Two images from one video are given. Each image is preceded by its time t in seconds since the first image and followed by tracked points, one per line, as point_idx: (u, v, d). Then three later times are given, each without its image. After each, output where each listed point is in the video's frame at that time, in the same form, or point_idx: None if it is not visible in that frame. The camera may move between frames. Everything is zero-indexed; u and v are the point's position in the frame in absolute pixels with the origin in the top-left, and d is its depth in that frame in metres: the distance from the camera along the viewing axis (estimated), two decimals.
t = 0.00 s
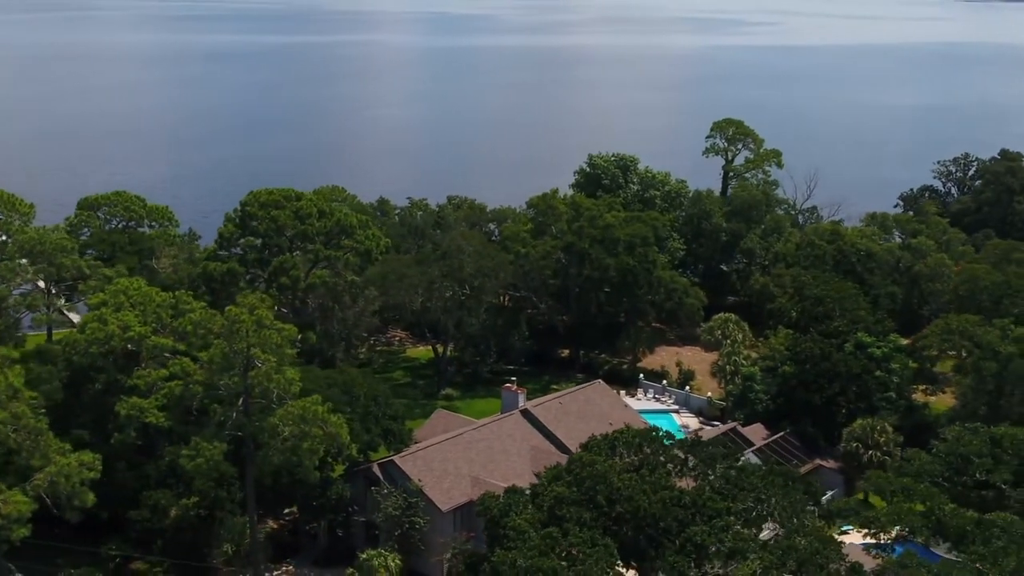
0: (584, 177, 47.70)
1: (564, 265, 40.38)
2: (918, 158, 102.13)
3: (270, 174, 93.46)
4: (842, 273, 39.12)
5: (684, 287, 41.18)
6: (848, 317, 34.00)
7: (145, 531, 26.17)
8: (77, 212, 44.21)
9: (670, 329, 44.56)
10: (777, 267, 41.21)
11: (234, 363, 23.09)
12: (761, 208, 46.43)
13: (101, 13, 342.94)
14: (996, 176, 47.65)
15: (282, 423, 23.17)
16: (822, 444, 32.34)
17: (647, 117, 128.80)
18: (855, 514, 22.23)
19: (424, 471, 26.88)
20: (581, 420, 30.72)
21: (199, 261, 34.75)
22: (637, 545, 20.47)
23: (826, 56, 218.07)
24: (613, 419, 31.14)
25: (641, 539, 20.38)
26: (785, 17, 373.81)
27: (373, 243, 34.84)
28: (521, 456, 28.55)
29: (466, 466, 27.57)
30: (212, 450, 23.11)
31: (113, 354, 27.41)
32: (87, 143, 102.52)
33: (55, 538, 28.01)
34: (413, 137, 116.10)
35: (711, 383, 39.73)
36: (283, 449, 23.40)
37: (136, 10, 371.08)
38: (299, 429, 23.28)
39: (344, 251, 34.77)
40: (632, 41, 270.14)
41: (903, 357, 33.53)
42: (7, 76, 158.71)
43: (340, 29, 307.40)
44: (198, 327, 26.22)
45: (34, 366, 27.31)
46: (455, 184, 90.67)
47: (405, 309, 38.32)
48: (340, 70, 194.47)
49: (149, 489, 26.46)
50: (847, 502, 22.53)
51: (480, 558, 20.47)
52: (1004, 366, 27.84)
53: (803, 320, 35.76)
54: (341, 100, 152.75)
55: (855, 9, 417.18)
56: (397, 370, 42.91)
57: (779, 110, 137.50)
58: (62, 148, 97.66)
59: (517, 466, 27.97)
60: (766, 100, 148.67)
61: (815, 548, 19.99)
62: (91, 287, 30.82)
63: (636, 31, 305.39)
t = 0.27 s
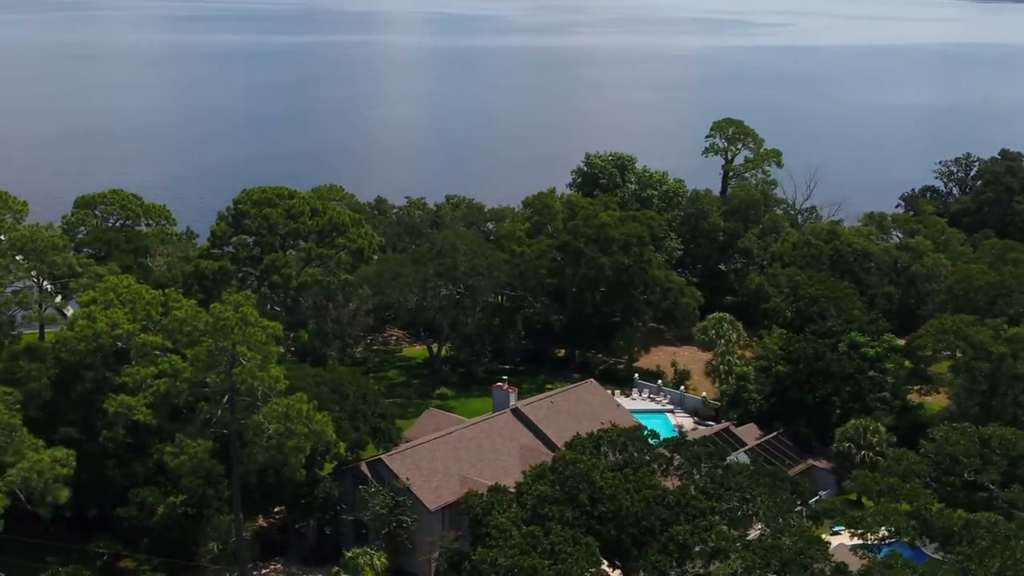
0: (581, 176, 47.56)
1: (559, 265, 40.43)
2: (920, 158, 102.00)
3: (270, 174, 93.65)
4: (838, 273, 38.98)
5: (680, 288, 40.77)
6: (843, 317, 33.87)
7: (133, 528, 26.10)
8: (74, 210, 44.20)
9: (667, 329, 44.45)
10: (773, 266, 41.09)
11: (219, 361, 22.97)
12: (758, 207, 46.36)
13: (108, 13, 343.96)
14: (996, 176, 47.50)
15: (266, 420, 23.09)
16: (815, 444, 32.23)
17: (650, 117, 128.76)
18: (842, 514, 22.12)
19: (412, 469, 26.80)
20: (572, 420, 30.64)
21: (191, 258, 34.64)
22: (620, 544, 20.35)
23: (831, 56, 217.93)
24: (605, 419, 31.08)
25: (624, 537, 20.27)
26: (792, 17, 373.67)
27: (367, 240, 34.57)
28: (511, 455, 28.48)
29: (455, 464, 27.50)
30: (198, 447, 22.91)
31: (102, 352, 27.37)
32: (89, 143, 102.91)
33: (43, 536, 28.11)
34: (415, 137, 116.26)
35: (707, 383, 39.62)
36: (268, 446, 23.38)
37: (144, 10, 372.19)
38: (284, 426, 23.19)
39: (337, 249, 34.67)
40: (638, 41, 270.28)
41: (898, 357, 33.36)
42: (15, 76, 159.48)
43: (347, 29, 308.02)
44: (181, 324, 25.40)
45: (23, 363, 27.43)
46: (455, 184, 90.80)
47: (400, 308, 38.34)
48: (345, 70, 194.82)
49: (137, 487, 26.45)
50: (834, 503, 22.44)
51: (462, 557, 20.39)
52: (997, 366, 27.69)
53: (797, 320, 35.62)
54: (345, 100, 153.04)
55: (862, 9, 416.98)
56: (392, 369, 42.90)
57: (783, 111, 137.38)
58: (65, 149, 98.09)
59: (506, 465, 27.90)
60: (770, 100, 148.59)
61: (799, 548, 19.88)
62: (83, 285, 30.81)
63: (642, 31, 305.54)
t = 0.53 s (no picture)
0: (578, 177, 47.44)
1: (554, 265, 40.13)
2: (921, 160, 101.99)
3: (270, 175, 94.06)
4: (834, 274, 38.82)
5: (675, 288, 40.76)
6: (837, 318, 33.70)
7: (119, 527, 26.02)
8: (70, 209, 44.09)
9: (663, 330, 44.31)
10: (769, 267, 40.97)
11: (203, 359, 22.87)
12: (755, 208, 46.24)
13: (117, 15, 345.37)
14: (994, 177, 47.41)
15: (250, 419, 23.02)
16: (808, 445, 32.04)
17: (653, 119, 128.86)
18: (827, 516, 22.00)
19: (399, 469, 26.70)
20: (562, 420, 30.53)
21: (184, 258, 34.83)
22: (601, 544, 20.23)
23: (837, 58, 218.00)
24: (596, 419, 30.96)
25: (606, 537, 20.11)
26: (799, 19, 373.78)
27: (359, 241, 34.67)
28: (499, 455, 28.36)
29: (442, 464, 27.38)
30: (181, 445, 22.76)
31: (91, 350, 27.35)
32: (93, 147, 103.49)
33: (32, 535, 28.06)
34: (417, 139, 116.63)
35: (701, 384, 39.47)
36: (251, 446, 23.15)
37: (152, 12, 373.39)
38: (267, 425, 23.16)
39: (329, 249, 34.67)
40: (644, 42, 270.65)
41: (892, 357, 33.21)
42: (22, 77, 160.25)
43: (353, 31, 308.91)
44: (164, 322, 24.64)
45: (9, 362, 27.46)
46: (455, 185, 91.04)
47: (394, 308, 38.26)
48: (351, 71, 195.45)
49: (124, 486, 26.41)
50: (819, 504, 22.32)
51: (442, 556, 20.28)
52: (988, 367, 27.53)
53: (791, 321, 35.45)
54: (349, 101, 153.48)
55: (870, 11, 416.93)
56: (387, 369, 42.84)
57: (786, 113, 137.39)
58: (68, 152, 98.63)
59: (494, 465, 27.80)
60: (774, 102, 148.61)
61: (782, 549, 19.74)
62: (73, 283, 30.78)
63: (649, 33, 305.93)
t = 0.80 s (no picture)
0: (574, 178, 47.36)
1: (549, 265, 39.98)
2: (922, 162, 101.95)
3: (271, 177, 94.46)
4: (829, 276, 38.68)
5: (670, 289, 40.70)
6: (829, 319, 33.53)
7: (104, 527, 25.95)
8: (65, 209, 44.09)
9: (659, 331, 44.19)
10: (764, 268, 40.83)
11: (184, 357, 22.81)
12: (751, 209, 46.07)
13: (126, 17, 346.75)
14: (992, 179, 47.29)
15: (231, 418, 22.97)
16: (799, 447, 31.86)
17: (655, 121, 128.94)
18: (811, 516, 21.86)
19: (385, 470, 26.58)
20: (551, 421, 30.42)
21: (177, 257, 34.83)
22: (581, 545, 20.07)
23: (843, 60, 217.83)
24: (586, 420, 30.82)
25: (587, 537, 19.97)
26: (807, 22, 373.58)
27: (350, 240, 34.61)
28: (486, 455, 28.26)
29: (429, 464, 27.28)
30: (163, 443, 22.67)
31: (77, 349, 27.32)
32: (96, 151, 104.07)
33: (19, 534, 28.01)
34: (419, 141, 116.90)
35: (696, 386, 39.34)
36: (232, 445, 23.12)
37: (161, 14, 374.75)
38: (248, 424, 23.16)
39: (320, 249, 34.61)
40: (650, 45, 270.75)
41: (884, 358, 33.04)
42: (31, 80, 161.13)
43: (361, 33, 309.61)
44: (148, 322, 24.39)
45: None
46: (454, 187, 91.26)
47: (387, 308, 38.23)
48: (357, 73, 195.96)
49: (110, 485, 26.36)
50: (803, 505, 22.17)
51: (421, 556, 20.17)
52: (979, 368, 27.33)
53: (785, 322, 35.28)
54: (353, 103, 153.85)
55: (878, 13, 416.60)
56: (381, 370, 42.78)
57: (790, 114, 137.34)
58: (70, 157, 99.20)
59: (481, 465, 27.71)
60: (778, 104, 148.58)
61: (764, 550, 19.61)
62: (62, 281, 30.70)
63: (656, 35, 306.09)
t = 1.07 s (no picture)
0: (570, 179, 47.27)
1: (542, 266, 39.84)
2: (923, 165, 101.84)
3: (271, 179, 94.79)
4: (823, 278, 38.55)
5: (665, 290, 40.57)
6: (821, 320, 33.36)
7: (88, 526, 25.86)
8: (61, 210, 44.24)
9: (655, 333, 44.08)
10: (759, 269, 40.70)
11: (165, 356, 22.78)
12: (748, 210, 45.87)
13: (135, 20, 348.19)
14: (991, 180, 47.28)
15: (212, 416, 22.91)
16: (791, 449, 31.69)
17: (658, 124, 128.99)
18: (793, 518, 21.72)
19: (370, 471, 26.49)
20: (540, 421, 30.31)
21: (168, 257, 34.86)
22: (559, 545, 19.95)
23: (849, 63, 217.71)
24: (576, 421, 30.72)
25: (566, 538, 19.88)
26: (816, 25, 373.39)
27: (340, 241, 34.60)
28: (474, 456, 28.16)
29: (415, 465, 27.18)
30: (143, 443, 22.67)
31: (64, 348, 27.33)
32: (99, 155, 104.60)
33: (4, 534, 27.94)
34: (420, 143, 117.10)
35: (690, 387, 39.20)
36: (214, 445, 23.13)
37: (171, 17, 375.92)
38: (229, 423, 23.18)
39: (311, 249, 34.56)
40: (658, 48, 270.94)
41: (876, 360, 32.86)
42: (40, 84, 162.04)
43: (369, 35, 310.33)
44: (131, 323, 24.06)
45: None
46: (454, 189, 91.45)
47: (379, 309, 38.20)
48: (363, 75, 196.41)
49: (95, 485, 26.32)
50: (786, 506, 22.02)
51: (399, 557, 20.06)
52: (968, 370, 27.15)
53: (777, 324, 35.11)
54: (357, 105, 154.30)
55: (887, 16, 416.16)
56: (375, 371, 42.75)
57: (796, 118, 137.25)
58: (74, 160, 99.74)
59: (468, 467, 27.60)
60: (782, 107, 148.49)
61: (744, 552, 19.47)
62: (50, 281, 30.66)
63: (664, 38, 306.20)
